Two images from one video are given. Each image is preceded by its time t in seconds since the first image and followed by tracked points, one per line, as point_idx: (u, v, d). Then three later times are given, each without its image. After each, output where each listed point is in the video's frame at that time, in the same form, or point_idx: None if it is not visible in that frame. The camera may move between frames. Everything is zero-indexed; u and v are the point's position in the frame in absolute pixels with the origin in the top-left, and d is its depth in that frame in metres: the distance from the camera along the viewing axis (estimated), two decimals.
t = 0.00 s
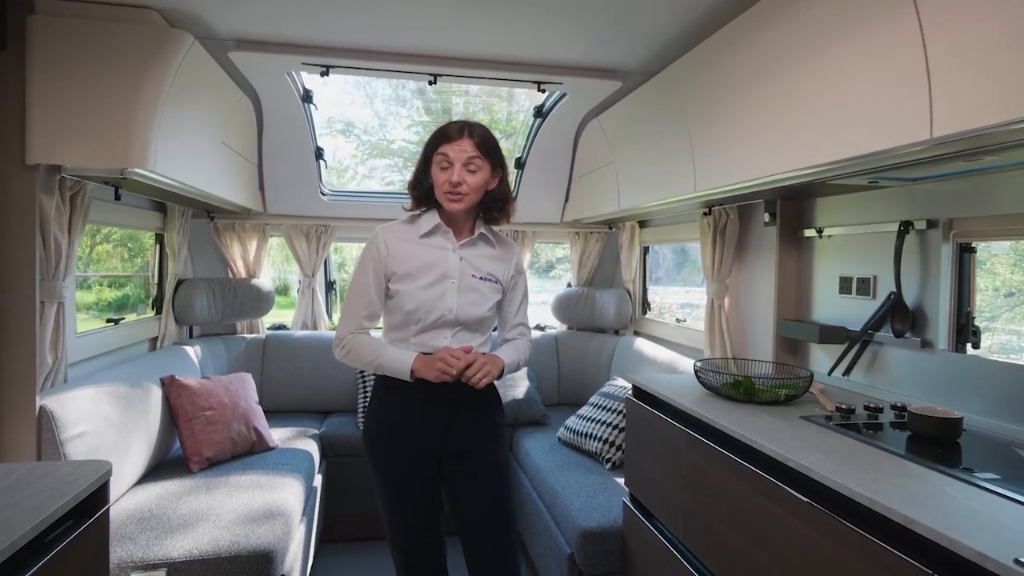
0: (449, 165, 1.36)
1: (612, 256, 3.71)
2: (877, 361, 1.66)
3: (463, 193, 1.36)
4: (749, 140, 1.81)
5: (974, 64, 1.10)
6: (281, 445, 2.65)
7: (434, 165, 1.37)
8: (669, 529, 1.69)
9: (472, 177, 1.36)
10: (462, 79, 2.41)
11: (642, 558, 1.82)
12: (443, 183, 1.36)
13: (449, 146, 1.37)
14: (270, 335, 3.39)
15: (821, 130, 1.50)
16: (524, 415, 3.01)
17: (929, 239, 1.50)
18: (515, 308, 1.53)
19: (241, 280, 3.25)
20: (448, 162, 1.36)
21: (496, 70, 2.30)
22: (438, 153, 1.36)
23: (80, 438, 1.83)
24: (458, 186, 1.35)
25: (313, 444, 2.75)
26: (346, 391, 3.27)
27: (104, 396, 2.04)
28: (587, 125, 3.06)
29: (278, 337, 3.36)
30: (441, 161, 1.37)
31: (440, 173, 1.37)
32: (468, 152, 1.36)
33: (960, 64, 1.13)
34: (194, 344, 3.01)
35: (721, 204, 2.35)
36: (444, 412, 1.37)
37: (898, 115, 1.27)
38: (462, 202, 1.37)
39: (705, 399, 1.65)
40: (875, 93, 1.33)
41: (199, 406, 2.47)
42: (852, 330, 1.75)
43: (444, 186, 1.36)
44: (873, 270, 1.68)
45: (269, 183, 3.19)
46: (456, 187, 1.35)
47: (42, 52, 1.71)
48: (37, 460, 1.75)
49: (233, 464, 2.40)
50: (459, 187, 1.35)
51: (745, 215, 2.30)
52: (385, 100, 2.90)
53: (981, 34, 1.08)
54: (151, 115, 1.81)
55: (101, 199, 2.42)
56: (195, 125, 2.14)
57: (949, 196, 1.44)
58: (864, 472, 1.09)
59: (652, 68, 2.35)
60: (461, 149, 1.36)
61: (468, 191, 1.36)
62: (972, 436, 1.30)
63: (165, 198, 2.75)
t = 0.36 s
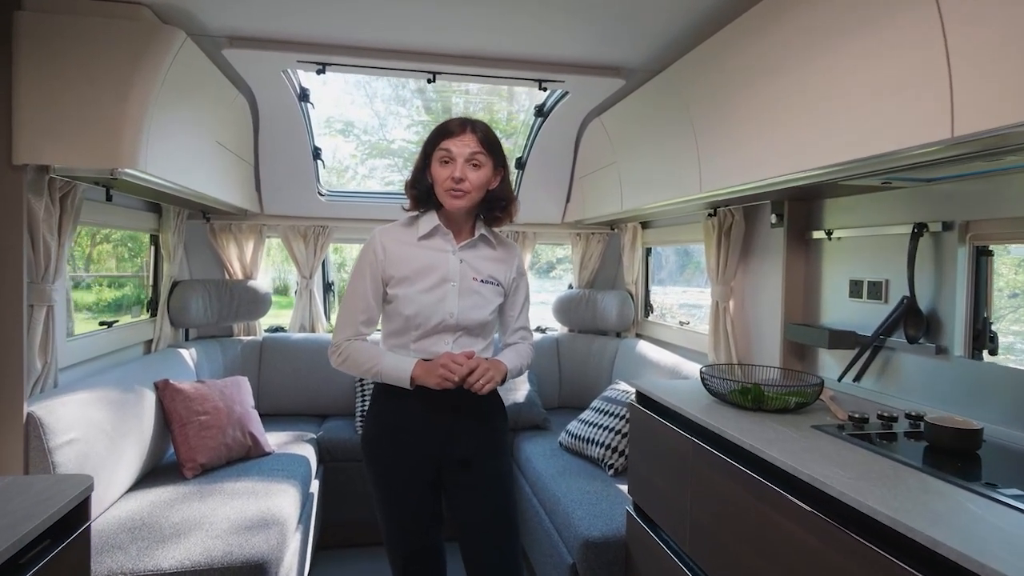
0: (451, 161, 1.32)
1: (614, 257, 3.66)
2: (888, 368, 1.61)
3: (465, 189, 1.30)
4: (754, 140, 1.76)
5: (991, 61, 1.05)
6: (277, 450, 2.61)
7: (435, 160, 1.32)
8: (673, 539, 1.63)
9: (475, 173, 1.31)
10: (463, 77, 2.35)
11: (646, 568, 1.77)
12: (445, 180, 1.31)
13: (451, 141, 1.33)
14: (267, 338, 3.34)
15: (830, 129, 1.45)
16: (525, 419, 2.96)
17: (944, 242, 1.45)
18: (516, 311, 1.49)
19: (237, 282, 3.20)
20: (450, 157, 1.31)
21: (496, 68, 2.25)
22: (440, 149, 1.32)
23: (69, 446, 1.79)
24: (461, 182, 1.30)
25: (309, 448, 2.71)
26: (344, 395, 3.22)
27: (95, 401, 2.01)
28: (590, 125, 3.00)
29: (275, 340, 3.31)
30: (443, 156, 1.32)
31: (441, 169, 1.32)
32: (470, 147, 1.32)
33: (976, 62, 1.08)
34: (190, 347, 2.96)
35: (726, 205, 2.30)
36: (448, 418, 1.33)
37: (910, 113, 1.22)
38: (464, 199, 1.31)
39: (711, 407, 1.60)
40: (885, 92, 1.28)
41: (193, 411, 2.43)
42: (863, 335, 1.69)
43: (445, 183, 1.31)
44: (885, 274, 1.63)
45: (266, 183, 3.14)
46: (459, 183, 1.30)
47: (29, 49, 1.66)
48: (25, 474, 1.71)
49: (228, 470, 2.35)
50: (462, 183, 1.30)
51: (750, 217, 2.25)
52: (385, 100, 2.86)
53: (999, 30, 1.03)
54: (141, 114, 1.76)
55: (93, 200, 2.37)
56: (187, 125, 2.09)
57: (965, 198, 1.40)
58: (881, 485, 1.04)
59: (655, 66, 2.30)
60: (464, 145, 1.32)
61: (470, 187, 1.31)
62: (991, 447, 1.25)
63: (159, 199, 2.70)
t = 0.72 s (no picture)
0: (458, 155, 1.26)
1: (616, 258, 3.60)
2: (903, 372, 1.56)
3: (473, 183, 1.25)
4: (759, 138, 1.71)
5: (1004, 55, 1.00)
6: (273, 454, 2.56)
7: (441, 154, 1.27)
8: (679, 550, 1.58)
9: (483, 167, 1.26)
10: (463, 74, 2.30)
11: None
12: (453, 174, 1.26)
13: (458, 135, 1.26)
14: (264, 339, 3.29)
15: (836, 127, 1.40)
16: (525, 423, 2.91)
17: (963, 242, 1.40)
18: (530, 312, 1.42)
19: (234, 282, 3.15)
20: (457, 151, 1.26)
21: (496, 64, 2.20)
22: (446, 142, 1.26)
23: (58, 451, 1.74)
24: (469, 175, 1.25)
25: (306, 452, 2.65)
26: (341, 397, 3.17)
27: (85, 405, 1.95)
28: (592, 123, 2.95)
29: (272, 341, 3.26)
30: (449, 150, 1.26)
31: (448, 163, 1.26)
32: (478, 140, 1.26)
33: (987, 56, 1.03)
34: (185, 349, 2.92)
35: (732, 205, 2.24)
36: (463, 426, 1.25)
37: (920, 109, 1.17)
38: (473, 194, 1.26)
39: (717, 413, 1.55)
40: (893, 87, 1.23)
41: (188, 414, 2.38)
42: (876, 339, 1.64)
43: (453, 177, 1.26)
44: (899, 276, 1.57)
45: (262, 183, 3.09)
46: (466, 177, 1.25)
47: (14, 44, 1.62)
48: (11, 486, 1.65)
49: (223, 475, 2.30)
50: (470, 177, 1.25)
51: (757, 216, 2.20)
52: (385, 99, 2.82)
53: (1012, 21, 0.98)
54: (132, 109, 1.71)
55: (84, 200, 2.32)
56: (180, 122, 2.04)
57: (985, 196, 1.34)
58: (902, 500, 0.98)
59: (659, 63, 2.25)
60: (471, 138, 1.26)
61: (478, 182, 1.25)
62: (1014, 456, 1.19)
63: (152, 198, 2.65)
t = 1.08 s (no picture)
0: (476, 149, 1.20)
1: (620, 259, 3.56)
2: (922, 379, 1.51)
3: (491, 177, 1.18)
4: (767, 138, 1.67)
5: None
6: (272, 459, 2.51)
7: (459, 148, 1.20)
8: (688, 563, 1.53)
9: (502, 161, 1.19)
10: (466, 72, 2.26)
11: None
12: (470, 169, 1.19)
13: (476, 126, 1.21)
14: (263, 341, 3.24)
15: (848, 126, 1.35)
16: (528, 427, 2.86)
17: (985, 245, 1.35)
18: (554, 315, 1.33)
19: (232, 283, 3.11)
20: (475, 144, 1.20)
21: (499, 63, 2.15)
22: (464, 135, 1.20)
23: (50, 459, 1.69)
24: (487, 169, 1.18)
25: (305, 457, 2.60)
26: (341, 401, 3.12)
27: (79, 410, 1.91)
28: (595, 122, 2.91)
29: (271, 344, 3.21)
30: (467, 144, 1.20)
31: (465, 157, 1.20)
32: (497, 132, 1.20)
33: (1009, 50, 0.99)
34: (183, 351, 2.87)
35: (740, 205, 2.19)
36: (485, 434, 1.16)
37: (937, 108, 1.12)
38: (492, 189, 1.19)
39: (728, 421, 1.50)
40: (909, 85, 1.18)
41: (184, 419, 2.33)
42: (892, 345, 1.59)
43: (471, 172, 1.19)
44: (918, 279, 1.52)
45: (261, 184, 3.05)
46: (485, 171, 1.18)
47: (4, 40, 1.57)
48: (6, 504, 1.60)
49: (220, 481, 2.25)
50: (488, 171, 1.18)
51: (766, 217, 2.15)
52: (385, 99, 2.77)
53: None
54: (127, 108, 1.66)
55: (78, 200, 2.27)
56: (175, 120, 1.99)
57: (1008, 197, 1.29)
58: (931, 519, 0.93)
59: (666, 60, 2.20)
60: (489, 130, 1.20)
61: (496, 176, 1.19)
62: None
63: (149, 199, 2.61)
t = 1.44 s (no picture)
0: (492, 151, 1.15)
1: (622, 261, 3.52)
2: (935, 387, 1.47)
3: (510, 184, 1.14)
4: (772, 139, 1.63)
5: None
6: (269, 464, 2.47)
7: (475, 150, 1.16)
8: None
9: (520, 163, 1.15)
10: (466, 71, 2.22)
11: None
12: (487, 173, 1.14)
13: (493, 128, 1.16)
14: (261, 344, 3.20)
15: (857, 127, 1.31)
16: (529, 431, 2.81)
17: (1001, 249, 1.31)
18: (573, 321, 1.27)
19: (229, 285, 3.07)
20: (492, 147, 1.15)
21: (499, 62, 2.11)
22: (479, 136, 1.16)
23: (40, 467, 1.66)
24: (506, 174, 1.13)
25: (303, 462, 2.56)
26: (339, 404, 3.08)
27: (71, 417, 1.87)
28: (597, 122, 2.87)
29: (269, 346, 3.18)
30: (484, 146, 1.16)
31: (482, 160, 1.15)
32: (515, 134, 1.15)
33: None
34: (179, 354, 2.83)
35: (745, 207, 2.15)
36: (501, 447, 1.11)
37: (949, 108, 1.09)
38: (510, 194, 1.15)
39: (735, 430, 1.46)
40: (920, 86, 1.14)
41: (179, 424, 2.29)
42: (905, 352, 1.54)
43: (489, 176, 1.14)
44: (930, 283, 1.48)
45: (258, 185, 3.01)
46: (503, 176, 1.13)
47: None
48: None
49: (215, 488, 2.21)
50: (507, 176, 1.14)
51: (772, 219, 2.10)
52: (385, 98, 2.71)
53: None
54: (120, 108, 1.62)
55: (71, 202, 2.24)
56: (169, 120, 1.95)
57: None
58: (951, 537, 0.89)
59: (669, 59, 2.16)
60: (507, 131, 1.15)
61: (515, 181, 1.14)
62: None
63: (144, 200, 2.57)
